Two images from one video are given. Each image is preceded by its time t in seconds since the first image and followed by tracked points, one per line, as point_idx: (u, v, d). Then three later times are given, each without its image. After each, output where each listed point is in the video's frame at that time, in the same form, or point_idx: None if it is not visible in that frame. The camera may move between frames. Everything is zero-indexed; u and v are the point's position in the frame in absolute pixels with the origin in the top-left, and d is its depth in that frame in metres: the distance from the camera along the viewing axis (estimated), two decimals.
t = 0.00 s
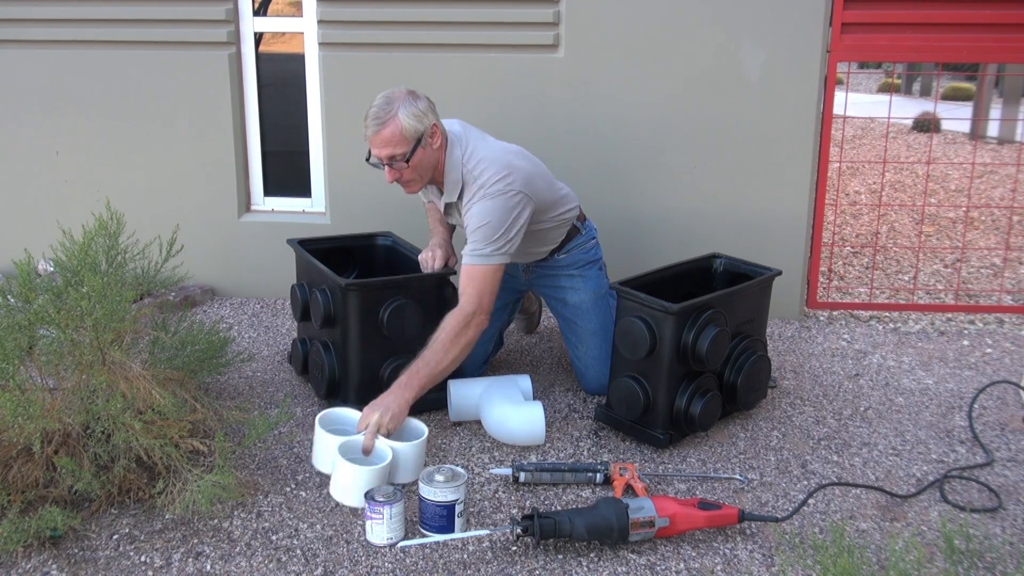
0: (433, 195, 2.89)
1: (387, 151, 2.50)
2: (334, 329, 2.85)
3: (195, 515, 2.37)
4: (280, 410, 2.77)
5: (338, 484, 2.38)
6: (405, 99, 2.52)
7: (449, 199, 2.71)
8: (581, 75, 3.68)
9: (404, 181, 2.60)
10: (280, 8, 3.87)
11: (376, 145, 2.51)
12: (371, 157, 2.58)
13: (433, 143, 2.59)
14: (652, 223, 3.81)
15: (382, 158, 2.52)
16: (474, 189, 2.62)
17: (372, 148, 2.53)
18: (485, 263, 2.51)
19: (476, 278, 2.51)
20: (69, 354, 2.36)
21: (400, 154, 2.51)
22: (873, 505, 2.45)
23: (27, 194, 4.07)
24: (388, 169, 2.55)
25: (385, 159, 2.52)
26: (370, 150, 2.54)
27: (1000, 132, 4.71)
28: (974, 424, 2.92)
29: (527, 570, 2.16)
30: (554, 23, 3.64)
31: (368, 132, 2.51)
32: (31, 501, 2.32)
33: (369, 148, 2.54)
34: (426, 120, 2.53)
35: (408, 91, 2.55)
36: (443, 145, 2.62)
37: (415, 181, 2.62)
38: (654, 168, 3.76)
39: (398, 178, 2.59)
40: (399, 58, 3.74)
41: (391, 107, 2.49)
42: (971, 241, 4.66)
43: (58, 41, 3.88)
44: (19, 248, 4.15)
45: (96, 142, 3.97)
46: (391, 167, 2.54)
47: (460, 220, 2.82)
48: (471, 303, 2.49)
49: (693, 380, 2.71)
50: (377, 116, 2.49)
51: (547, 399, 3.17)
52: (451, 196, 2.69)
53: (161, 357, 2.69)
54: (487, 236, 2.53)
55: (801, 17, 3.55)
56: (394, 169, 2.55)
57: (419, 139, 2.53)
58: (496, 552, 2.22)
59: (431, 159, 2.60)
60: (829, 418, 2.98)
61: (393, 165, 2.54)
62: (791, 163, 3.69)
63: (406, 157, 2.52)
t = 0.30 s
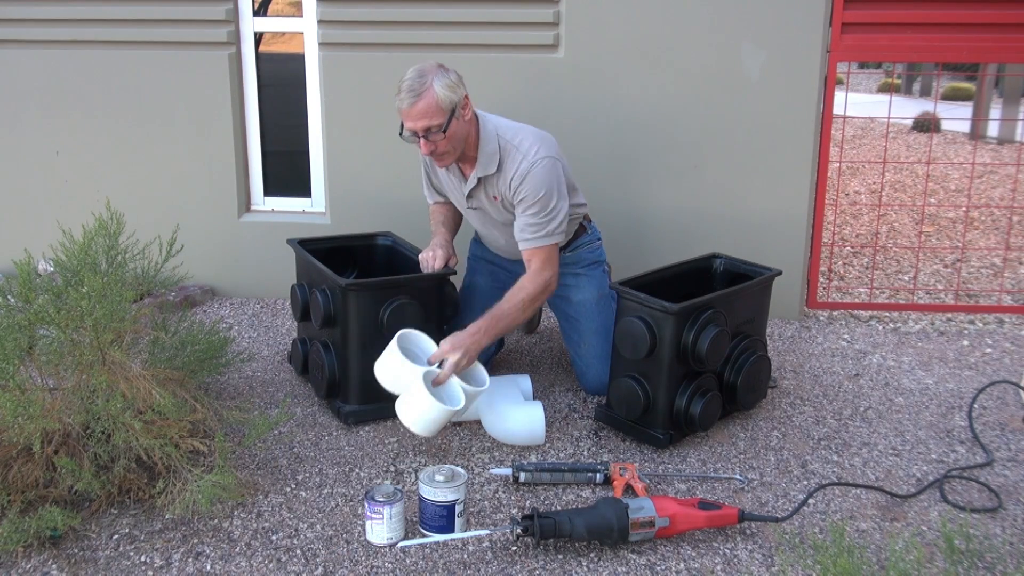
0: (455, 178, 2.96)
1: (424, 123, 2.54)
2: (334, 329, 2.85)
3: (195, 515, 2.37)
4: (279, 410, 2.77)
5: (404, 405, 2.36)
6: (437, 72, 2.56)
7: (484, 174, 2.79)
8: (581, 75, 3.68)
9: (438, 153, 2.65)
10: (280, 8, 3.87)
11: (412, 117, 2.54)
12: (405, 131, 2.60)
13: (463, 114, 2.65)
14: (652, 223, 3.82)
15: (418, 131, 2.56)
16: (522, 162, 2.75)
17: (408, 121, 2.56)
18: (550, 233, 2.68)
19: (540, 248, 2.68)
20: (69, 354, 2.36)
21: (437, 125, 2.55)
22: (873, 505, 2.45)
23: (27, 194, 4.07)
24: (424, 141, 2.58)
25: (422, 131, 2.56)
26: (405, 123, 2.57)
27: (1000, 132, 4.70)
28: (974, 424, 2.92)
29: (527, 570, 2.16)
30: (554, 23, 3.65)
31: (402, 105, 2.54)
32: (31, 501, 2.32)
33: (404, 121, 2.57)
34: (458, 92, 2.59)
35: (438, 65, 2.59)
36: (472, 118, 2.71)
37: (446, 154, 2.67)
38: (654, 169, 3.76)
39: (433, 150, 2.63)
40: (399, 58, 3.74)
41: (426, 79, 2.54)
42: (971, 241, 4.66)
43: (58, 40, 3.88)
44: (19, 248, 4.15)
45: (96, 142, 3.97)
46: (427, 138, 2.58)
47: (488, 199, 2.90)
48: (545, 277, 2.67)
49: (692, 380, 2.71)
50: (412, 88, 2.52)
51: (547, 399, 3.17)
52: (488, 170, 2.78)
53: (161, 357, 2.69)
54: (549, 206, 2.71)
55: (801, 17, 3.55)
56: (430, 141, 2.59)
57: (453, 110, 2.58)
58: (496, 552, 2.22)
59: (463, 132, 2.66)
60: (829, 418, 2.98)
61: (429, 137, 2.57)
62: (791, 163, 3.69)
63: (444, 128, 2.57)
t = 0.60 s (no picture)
0: (479, 159, 3.01)
1: (466, 91, 2.64)
2: (334, 329, 2.85)
3: (195, 515, 2.37)
4: (279, 410, 2.77)
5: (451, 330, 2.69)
6: (476, 46, 2.69)
7: (516, 149, 2.90)
8: (581, 75, 3.68)
9: (474, 126, 2.74)
10: (280, 8, 3.87)
11: (454, 87, 2.64)
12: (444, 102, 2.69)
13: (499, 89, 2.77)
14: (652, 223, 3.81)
15: (459, 100, 2.66)
16: (558, 135, 2.88)
17: (448, 90, 2.65)
18: (590, 205, 2.87)
19: (582, 220, 2.87)
20: (69, 354, 2.36)
21: (478, 94, 2.66)
22: (874, 505, 2.45)
23: (27, 194, 4.07)
24: (463, 110, 2.68)
25: (463, 100, 2.66)
26: (445, 92, 2.66)
27: (1000, 132, 4.70)
28: (974, 424, 2.92)
29: (527, 570, 2.16)
30: (554, 23, 3.65)
31: (444, 74, 2.64)
32: (31, 501, 2.32)
33: (444, 91, 2.66)
34: (497, 65, 2.72)
35: (475, 39, 2.73)
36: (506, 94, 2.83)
37: (480, 128, 2.76)
38: (654, 169, 3.75)
39: (470, 121, 2.71)
40: (400, 58, 3.74)
41: (467, 51, 2.65)
42: (971, 241, 4.66)
43: (58, 40, 3.88)
44: (19, 248, 4.15)
45: (96, 142, 3.97)
46: (467, 107, 2.68)
47: (516, 178, 2.98)
48: (586, 248, 2.88)
49: (693, 380, 2.71)
50: (454, 58, 2.63)
51: (547, 399, 3.17)
52: (522, 145, 2.89)
53: (161, 356, 2.69)
54: (586, 180, 2.89)
55: (801, 17, 3.55)
56: (469, 111, 2.68)
57: (491, 82, 2.70)
58: (496, 552, 2.22)
59: (497, 107, 2.78)
60: (829, 418, 2.98)
61: (469, 106, 2.67)
62: (791, 163, 3.69)
63: (484, 97, 2.67)
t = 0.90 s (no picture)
0: (497, 142, 3.05)
1: (498, 63, 2.72)
2: (334, 329, 2.85)
3: (195, 515, 2.37)
4: (279, 410, 2.77)
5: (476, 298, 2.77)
6: (505, 24, 2.79)
7: (536, 133, 2.95)
8: (581, 75, 3.68)
9: (503, 102, 2.80)
10: (280, 8, 3.87)
11: (485, 59, 2.72)
12: (473, 76, 2.76)
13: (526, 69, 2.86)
14: (652, 222, 3.81)
15: (491, 72, 2.72)
16: (578, 122, 2.95)
17: (481, 62, 2.72)
18: (607, 192, 2.95)
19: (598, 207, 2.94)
20: (69, 354, 2.36)
21: (509, 67, 2.73)
22: (874, 505, 2.45)
23: (27, 194, 4.07)
24: (494, 83, 2.74)
25: (494, 72, 2.73)
26: (475, 66, 2.73)
27: (1000, 132, 4.70)
28: (974, 424, 2.92)
29: (527, 570, 2.16)
30: (554, 23, 3.65)
31: (476, 47, 2.72)
32: (31, 501, 2.32)
33: (474, 64, 2.73)
34: (524, 44, 2.82)
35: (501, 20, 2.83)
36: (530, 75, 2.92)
37: (508, 106, 2.82)
38: (654, 169, 3.75)
39: (500, 95, 2.77)
40: (400, 57, 3.74)
41: (499, 27, 2.74)
42: (971, 241, 4.66)
43: (58, 40, 3.88)
44: (19, 248, 4.15)
45: (96, 142, 3.97)
46: (498, 80, 2.74)
47: (533, 164, 3.03)
48: (600, 234, 2.95)
49: (693, 380, 2.71)
50: (486, 31, 2.72)
51: (547, 399, 3.17)
52: (542, 129, 2.95)
53: (161, 356, 2.69)
54: (603, 167, 2.97)
55: (801, 17, 3.55)
56: (500, 84, 2.75)
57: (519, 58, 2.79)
58: (496, 552, 2.22)
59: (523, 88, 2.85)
60: (829, 418, 2.98)
61: (500, 78, 2.74)
62: (791, 163, 3.69)
63: (514, 71, 2.75)
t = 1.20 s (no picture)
0: (503, 138, 3.06)
1: (511, 49, 2.79)
2: (334, 329, 2.85)
3: (195, 515, 2.37)
4: (279, 410, 2.77)
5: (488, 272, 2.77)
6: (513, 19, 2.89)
7: (545, 127, 2.98)
8: (581, 75, 3.69)
9: (517, 89, 2.84)
10: (280, 8, 3.87)
11: (497, 45, 2.79)
12: (486, 64, 2.82)
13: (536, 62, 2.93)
14: (653, 222, 3.81)
15: (504, 57, 2.79)
16: (586, 116, 2.98)
17: (492, 50, 2.79)
18: (614, 186, 2.97)
19: (605, 200, 2.96)
20: (69, 354, 2.36)
21: (522, 52, 2.80)
22: (873, 505, 2.45)
23: (27, 194, 4.08)
24: (509, 68, 2.80)
25: (507, 57, 2.79)
26: (487, 53, 2.80)
27: (1000, 132, 4.70)
28: (974, 424, 2.92)
29: (527, 570, 2.16)
30: (554, 23, 3.65)
31: (487, 36, 2.80)
32: (31, 501, 2.32)
33: (486, 51, 2.80)
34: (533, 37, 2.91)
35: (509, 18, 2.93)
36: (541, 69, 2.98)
37: (523, 93, 2.86)
38: (654, 169, 3.75)
39: (515, 80, 2.81)
40: (400, 58, 3.74)
41: (507, 18, 2.84)
42: (972, 241, 4.66)
43: (58, 40, 3.88)
44: (19, 248, 4.15)
45: (97, 142, 3.97)
46: (512, 65, 2.80)
47: (540, 159, 3.05)
48: (606, 227, 2.97)
49: (693, 380, 2.71)
50: (497, 21, 2.82)
51: (547, 399, 3.17)
52: (550, 123, 2.97)
53: (161, 357, 2.69)
54: (610, 161, 2.99)
55: (801, 17, 3.55)
56: (514, 69, 2.80)
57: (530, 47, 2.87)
58: (496, 553, 2.22)
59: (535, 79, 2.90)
60: (829, 418, 2.98)
61: (514, 63, 2.80)
62: (791, 163, 3.69)
63: (527, 56, 2.82)
